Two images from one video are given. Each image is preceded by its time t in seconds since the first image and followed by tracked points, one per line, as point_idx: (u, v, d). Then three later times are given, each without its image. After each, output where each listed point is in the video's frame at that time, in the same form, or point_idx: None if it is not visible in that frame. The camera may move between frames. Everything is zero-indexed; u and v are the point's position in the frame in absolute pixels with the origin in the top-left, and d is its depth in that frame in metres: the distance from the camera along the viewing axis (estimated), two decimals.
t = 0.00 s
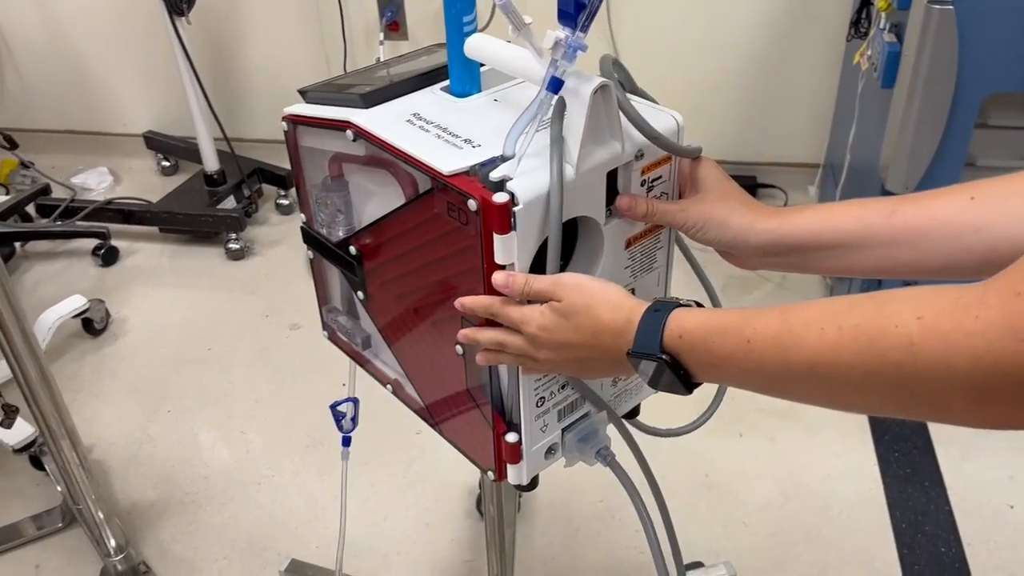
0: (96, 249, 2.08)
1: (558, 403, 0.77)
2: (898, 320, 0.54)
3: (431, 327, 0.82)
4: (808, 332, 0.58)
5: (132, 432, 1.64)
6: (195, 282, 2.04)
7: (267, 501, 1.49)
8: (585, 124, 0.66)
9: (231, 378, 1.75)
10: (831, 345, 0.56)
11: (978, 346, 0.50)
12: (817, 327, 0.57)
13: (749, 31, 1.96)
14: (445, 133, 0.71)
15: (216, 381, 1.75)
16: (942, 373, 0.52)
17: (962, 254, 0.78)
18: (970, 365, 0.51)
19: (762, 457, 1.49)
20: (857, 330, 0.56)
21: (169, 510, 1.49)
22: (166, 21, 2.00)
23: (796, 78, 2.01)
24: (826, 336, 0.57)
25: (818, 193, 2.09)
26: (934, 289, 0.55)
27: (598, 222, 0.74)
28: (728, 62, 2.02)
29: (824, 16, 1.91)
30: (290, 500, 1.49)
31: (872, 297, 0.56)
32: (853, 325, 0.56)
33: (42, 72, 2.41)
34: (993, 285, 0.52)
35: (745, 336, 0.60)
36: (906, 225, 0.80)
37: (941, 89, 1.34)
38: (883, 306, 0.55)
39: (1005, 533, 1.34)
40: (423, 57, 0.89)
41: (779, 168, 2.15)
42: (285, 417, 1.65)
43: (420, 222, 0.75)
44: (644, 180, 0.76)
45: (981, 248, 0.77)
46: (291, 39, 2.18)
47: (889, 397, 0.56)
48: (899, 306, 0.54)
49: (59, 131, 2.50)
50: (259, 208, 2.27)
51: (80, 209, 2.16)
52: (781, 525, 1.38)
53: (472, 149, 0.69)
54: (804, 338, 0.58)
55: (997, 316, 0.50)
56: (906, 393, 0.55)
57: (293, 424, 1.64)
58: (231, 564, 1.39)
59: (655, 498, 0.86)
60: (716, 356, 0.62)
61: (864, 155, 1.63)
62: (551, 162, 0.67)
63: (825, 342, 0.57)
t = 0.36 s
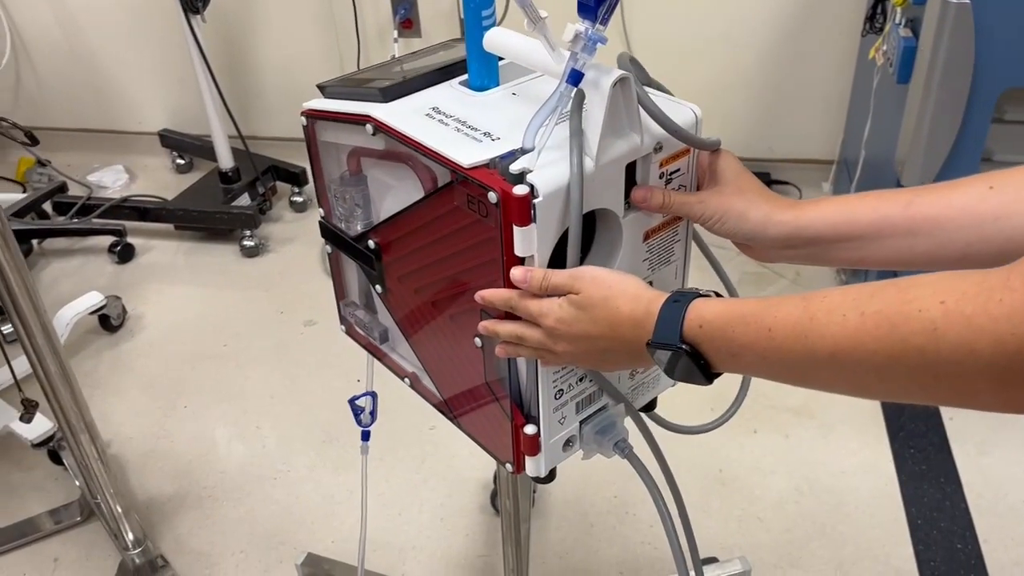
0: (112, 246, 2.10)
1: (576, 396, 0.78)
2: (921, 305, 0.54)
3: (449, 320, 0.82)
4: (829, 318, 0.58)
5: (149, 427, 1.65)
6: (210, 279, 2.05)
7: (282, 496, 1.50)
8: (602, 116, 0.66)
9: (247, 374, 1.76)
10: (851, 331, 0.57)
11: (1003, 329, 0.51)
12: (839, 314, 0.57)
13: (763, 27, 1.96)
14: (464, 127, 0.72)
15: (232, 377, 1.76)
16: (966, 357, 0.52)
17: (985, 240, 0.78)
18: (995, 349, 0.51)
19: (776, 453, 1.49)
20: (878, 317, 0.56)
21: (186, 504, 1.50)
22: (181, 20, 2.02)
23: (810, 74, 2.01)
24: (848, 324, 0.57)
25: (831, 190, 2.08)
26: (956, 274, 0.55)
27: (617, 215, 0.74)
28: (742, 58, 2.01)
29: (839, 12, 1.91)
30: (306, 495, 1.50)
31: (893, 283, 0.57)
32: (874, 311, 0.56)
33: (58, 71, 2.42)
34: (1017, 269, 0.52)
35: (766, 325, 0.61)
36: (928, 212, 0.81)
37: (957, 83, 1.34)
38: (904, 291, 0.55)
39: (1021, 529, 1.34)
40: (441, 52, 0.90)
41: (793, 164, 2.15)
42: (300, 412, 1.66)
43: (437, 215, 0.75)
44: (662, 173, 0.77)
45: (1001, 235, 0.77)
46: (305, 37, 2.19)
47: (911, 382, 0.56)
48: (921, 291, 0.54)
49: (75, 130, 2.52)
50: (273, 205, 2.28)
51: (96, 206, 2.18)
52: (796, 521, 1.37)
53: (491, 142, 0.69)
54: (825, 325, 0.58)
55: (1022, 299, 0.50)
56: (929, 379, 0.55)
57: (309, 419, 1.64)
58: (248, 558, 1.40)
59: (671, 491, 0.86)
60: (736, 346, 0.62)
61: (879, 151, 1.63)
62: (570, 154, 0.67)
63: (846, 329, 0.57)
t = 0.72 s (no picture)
0: (127, 245, 2.11)
1: (590, 394, 0.78)
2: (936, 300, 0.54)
3: (464, 318, 0.83)
4: (843, 315, 0.58)
5: (164, 424, 1.67)
6: (224, 277, 2.06)
7: (296, 493, 1.51)
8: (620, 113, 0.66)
9: (260, 372, 1.77)
10: (866, 328, 0.56)
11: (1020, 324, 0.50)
12: (853, 311, 0.57)
13: (776, 25, 1.95)
14: (478, 125, 0.72)
15: (245, 375, 1.77)
16: (983, 353, 0.52)
17: (1001, 242, 0.78)
18: (1012, 344, 0.51)
19: (789, 453, 1.49)
20: (893, 313, 0.55)
21: (200, 501, 1.51)
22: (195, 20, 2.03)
23: (824, 72, 2.00)
24: (862, 320, 0.57)
25: (844, 189, 2.08)
26: (972, 269, 0.55)
27: (632, 213, 0.74)
28: (755, 56, 2.01)
29: (853, 10, 1.90)
30: (319, 492, 1.50)
31: (909, 279, 0.56)
32: (889, 307, 0.56)
33: (73, 71, 2.44)
34: None
35: (779, 322, 0.61)
36: (941, 213, 0.80)
37: (973, 81, 1.33)
38: (919, 287, 0.55)
39: None
40: (454, 50, 0.90)
41: (806, 163, 2.14)
42: (313, 410, 1.67)
43: (452, 214, 0.75)
44: (676, 170, 0.77)
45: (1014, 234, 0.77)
46: (318, 37, 2.20)
47: (927, 379, 0.56)
48: (937, 287, 0.54)
49: (90, 129, 2.54)
50: (286, 204, 2.29)
51: (111, 205, 2.19)
52: (809, 520, 1.37)
53: (506, 140, 0.69)
54: (839, 322, 0.58)
55: None
56: (946, 374, 0.55)
57: (321, 417, 1.65)
58: (261, 555, 1.40)
59: (686, 490, 0.86)
60: (750, 344, 0.62)
61: (893, 149, 1.62)
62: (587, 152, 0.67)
63: (861, 326, 0.57)
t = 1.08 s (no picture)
0: (136, 244, 2.12)
1: (596, 395, 0.78)
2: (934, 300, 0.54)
3: (470, 319, 0.83)
4: (839, 313, 0.58)
5: (172, 423, 1.67)
6: (232, 277, 2.07)
7: (303, 493, 1.51)
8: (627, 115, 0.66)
9: (268, 371, 1.78)
10: (862, 326, 0.56)
11: (1018, 326, 0.50)
12: (850, 309, 0.57)
13: (784, 24, 1.95)
14: (486, 127, 0.72)
15: (253, 374, 1.77)
16: (979, 355, 0.52)
17: None
18: (1008, 347, 0.51)
19: (797, 454, 1.48)
20: (889, 312, 0.56)
21: (209, 501, 1.51)
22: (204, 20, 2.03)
23: (833, 71, 1.99)
24: (858, 318, 0.57)
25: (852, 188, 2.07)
26: (971, 270, 0.55)
27: (639, 215, 0.74)
28: (764, 56, 2.00)
29: (862, 9, 1.89)
30: (326, 492, 1.51)
31: (907, 279, 0.57)
32: (886, 306, 0.56)
33: (83, 72, 2.45)
34: None
35: (774, 318, 0.61)
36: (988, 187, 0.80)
37: (983, 81, 1.32)
38: (918, 287, 0.55)
39: None
40: (462, 51, 0.90)
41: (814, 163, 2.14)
42: (321, 409, 1.67)
43: (460, 215, 0.76)
44: (684, 172, 0.76)
45: None
46: (326, 37, 2.20)
47: (921, 380, 0.56)
48: (935, 286, 0.54)
49: (100, 129, 2.55)
50: (294, 204, 2.30)
51: (121, 205, 2.20)
52: (817, 521, 1.37)
53: (514, 142, 0.69)
54: (835, 319, 0.58)
55: None
56: (940, 376, 0.55)
57: (329, 417, 1.65)
58: (269, 554, 1.41)
59: (692, 491, 0.86)
60: (744, 339, 0.62)
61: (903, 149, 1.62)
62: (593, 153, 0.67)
63: (857, 324, 0.57)
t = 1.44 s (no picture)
0: (142, 245, 2.12)
1: (601, 398, 0.77)
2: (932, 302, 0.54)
3: (475, 321, 0.83)
4: (835, 314, 0.58)
5: (178, 423, 1.68)
6: (238, 277, 2.07)
7: (309, 493, 1.51)
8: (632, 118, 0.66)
9: (274, 371, 1.78)
10: (858, 329, 0.57)
11: (1016, 329, 0.51)
12: (845, 311, 0.58)
13: (790, 25, 1.94)
14: (492, 130, 0.72)
15: (258, 374, 1.78)
16: (976, 358, 0.52)
17: None
18: (1005, 351, 0.51)
19: (803, 455, 1.48)
20: (886, 314, 0.56)
21: (214, 501, 1.52)
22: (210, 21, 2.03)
23: (839, 72, 1.99)
24: (854, 320, 0.57)
25: (858, 190, 2.07)
26: (967, 273, 0.55)
27: (645, 218, 0.74)
28: (769, 57, 2.00)
29: (868, 10, 1.89)
30: (331, 492, 1.51)
31: (904, 281, 0.57)
32: (884, 308, 0.56)
33: (89, 72, 2.46)
34: None
35: (769, 320, 0.61)
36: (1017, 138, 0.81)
37: (989, 83, 1.32)
38: (915, 288, 0.56)
39: None
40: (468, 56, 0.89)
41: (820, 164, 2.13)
42: (326, 410, 1.68)
43: (465, 219, 0.76)
44: (691, 174, 0.76)
45: None
46: (332, 38, 2.20)
47: (917, 383, 0.56)
48: (931, 289, 0.55)
49: (106, 129, 2.56)
50: (299, 204, 2.30)
51: (127, 206, 2.21)
52: (823, 523, 1.36)
53: (520, 145, 0.69)
54: (831, 321, 0.58)
55: None
56: (936, 379, 0.55)
57: (335, 418, 1.66)
58: (274, 554, 1.41)
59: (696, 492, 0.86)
60: (739, 341, 0.62)
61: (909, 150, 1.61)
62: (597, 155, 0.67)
63: (853, 325, 0.57)
